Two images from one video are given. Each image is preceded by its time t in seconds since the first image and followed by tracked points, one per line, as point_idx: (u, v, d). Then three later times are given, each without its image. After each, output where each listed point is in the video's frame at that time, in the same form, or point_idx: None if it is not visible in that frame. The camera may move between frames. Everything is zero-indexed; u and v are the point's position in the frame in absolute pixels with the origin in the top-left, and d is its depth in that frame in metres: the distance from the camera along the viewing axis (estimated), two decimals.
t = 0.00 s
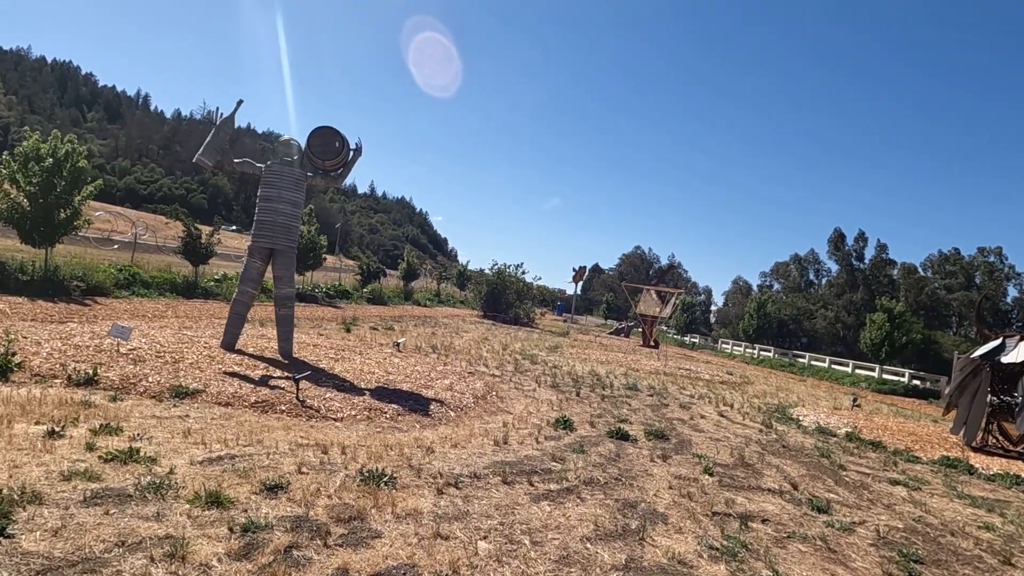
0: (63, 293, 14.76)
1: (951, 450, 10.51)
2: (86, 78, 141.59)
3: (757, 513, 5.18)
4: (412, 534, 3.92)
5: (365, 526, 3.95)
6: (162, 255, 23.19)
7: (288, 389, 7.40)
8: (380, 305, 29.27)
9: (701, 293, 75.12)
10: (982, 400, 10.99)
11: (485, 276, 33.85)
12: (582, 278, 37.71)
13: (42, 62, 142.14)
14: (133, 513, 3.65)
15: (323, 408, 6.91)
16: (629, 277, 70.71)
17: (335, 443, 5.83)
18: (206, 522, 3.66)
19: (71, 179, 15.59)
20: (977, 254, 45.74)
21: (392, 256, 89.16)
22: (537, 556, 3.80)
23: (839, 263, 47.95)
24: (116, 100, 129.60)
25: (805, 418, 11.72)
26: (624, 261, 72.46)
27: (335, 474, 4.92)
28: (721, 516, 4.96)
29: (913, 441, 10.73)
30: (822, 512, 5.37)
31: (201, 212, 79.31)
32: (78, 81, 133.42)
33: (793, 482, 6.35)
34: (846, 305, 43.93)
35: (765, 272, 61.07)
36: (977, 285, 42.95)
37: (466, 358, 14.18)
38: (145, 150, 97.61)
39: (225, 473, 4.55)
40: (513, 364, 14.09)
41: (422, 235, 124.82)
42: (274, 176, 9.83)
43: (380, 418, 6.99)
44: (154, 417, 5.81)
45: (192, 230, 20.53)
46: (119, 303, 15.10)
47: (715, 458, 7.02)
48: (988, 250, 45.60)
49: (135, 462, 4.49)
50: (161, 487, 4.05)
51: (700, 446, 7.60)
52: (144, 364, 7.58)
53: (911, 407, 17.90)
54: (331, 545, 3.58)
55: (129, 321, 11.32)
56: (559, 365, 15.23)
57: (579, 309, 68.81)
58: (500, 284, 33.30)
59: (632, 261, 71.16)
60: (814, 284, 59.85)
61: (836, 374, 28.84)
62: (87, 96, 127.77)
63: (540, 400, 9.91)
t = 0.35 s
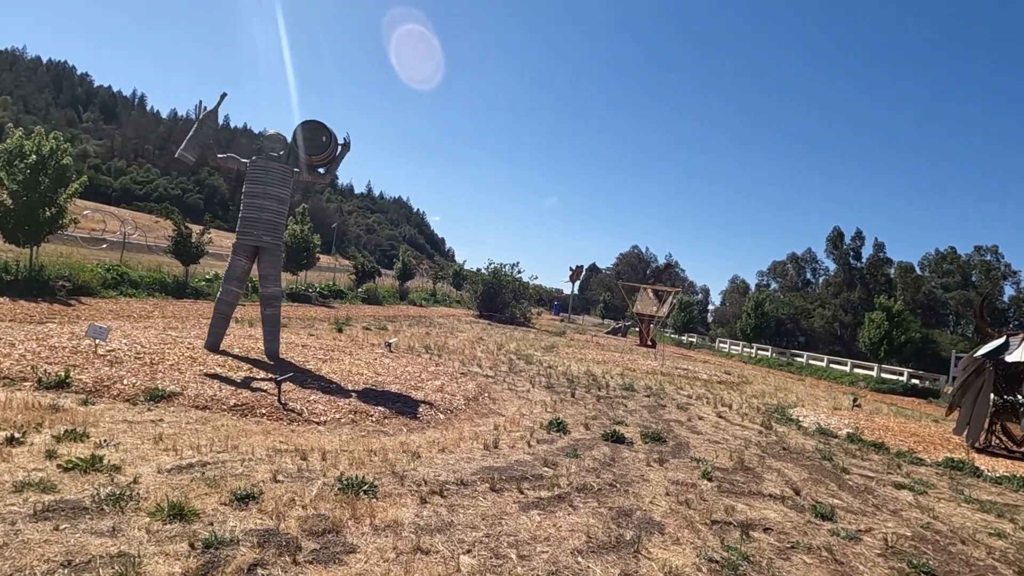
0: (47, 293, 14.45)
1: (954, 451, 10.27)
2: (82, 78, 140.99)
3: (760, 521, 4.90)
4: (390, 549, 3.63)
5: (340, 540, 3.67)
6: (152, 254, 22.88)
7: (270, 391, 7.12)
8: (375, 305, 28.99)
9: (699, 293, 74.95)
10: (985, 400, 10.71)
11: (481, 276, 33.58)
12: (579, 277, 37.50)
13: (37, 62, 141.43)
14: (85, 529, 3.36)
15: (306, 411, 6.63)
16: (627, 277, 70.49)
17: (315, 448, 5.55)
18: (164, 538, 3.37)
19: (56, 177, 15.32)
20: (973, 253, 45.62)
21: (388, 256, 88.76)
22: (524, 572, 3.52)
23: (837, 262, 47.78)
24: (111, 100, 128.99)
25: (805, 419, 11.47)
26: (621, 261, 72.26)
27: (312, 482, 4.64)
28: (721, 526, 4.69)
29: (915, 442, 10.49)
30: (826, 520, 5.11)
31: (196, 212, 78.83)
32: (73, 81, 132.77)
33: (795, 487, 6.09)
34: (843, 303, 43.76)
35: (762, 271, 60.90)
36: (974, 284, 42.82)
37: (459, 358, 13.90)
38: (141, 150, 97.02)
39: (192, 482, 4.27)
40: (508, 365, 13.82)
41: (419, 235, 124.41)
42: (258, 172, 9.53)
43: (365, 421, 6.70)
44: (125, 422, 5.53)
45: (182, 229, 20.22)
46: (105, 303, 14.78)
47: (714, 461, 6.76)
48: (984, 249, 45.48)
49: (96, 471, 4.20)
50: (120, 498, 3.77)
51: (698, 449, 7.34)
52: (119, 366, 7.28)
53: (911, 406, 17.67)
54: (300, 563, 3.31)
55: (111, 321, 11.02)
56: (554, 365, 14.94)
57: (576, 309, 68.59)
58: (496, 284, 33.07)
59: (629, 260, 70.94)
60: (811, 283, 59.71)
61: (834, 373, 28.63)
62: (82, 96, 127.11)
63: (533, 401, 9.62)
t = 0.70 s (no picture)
0: (34, 293, 14.12)
1: (962, 451, 10.05)
2: (78, 78, 140.18)
3: (772, 531, 4.63)
4: (379, 566, 3.36)
5: (324, 556, 3.40)
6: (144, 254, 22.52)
7: (257, 393, 6.82)
8: (371, 304, 28.69)
9: (696, 291, 74.84)
10: (993, 398, 10.49)
11: (477, 274, 33.27)
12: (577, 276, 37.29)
13: (31, 62, 140.54)
14: (43, 547, 3.07)
15: (295, 414, 6.35)
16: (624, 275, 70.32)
17: (302, 453, 5.28)
18: (131, 557, 3.09)
19: (42, 174, 15.00)
20: (970, 251, 45.54)
21: (385, 256, 88.40)
22: None
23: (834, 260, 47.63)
24: (106, 100, 128.22)
25: (809, 419, 11.22)
26: (618, 260, 72.07)
27: (297, 492, 4.35)
28: (731, 536, 4.43)
29: (921, 442, 10.26)
30: (842, 528, 4.85)
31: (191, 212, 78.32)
32: (67, 80, 131.93)
33: (805, 492, 5.83)
34: (841, 301, 43.67)
35: (759, 269, 60.81)
36: (971, 281, 42.72)
37: (455, 358, 13.62)
38: (137, 150, 96.47)
39: (168, 493, 3.99)
40: (504, 364, 13.55)
41: (416, 235, 123.99)
42: (247, 167, 9.23)
43: (356, 424, 6.44)
44: (101, 427, 5.23)
45: (173, 228, 19.88)
46: (92, 303, 14.43)
47: (719, 465, 6.50)
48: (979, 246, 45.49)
49: (63, 481, 3.91)
50: (86, 511, 3.48)
51: (702, 451, 7.09)
52: (99, 368, 6.97)
53: (914, 406, 17.43)
54: None
55: (96, 321, 10.70)
56: (552, 364, 14.68)
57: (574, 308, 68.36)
58: (493, 282, 32.77)
59: (627, 259, 70.74)
60: (808, 281, 59.57)
61: (833, 372, 28.44)
62: (76, 96, 126.34)
63: (531, 402, 9.34)
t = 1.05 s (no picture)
0: (22, 298, 13.79)
1: (973, 456, 9.78)
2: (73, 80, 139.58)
3: (790, 551, 4.35)
4: None
5: None
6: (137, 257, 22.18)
7: (246, 403, 6.53)
8: (368, 306, 28.37)
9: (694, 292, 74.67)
10: (1004, 402, 10.19)
11: (475, 276, 32.96)
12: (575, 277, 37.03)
13: (26, 64, 139.88)
14: None
15: (285, 426, 6.05)
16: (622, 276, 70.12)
17: (291, 468, 4.99)
18: None
19: (30, 176, 14.66)
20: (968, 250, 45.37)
21: (382, 257, 88.05)
22: None
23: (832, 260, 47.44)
24: (102, 102, 127.67)
25: (815, 424, 10.95)
26: (616, 260, 71.87)
27: (284, 513, 4.07)
28: (748, 558, 4.14)
29: (930, 447, 9.99)
30: (863, 546, 4.58)
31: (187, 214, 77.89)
32: (63, 82, 131.36)
33: (820, 505, 5.56)
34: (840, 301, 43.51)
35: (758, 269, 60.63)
36: (969, 280, 42.54)
37: (453, 361, 13.33)
38: (133, 152, 96.00)
39: (143, 517, 3.69)
40: (503, 368, 13.27)
41: (414, 236, 123.62)
42: (237, 167, 8.94)
43: (350, 435, 6.15)
44: (77, 442, 4.93)
45: (166, 230, 19.53)
46: (81, 307, 14.09)
47: (729, 476, 6.22)
48: (977, 246, 45.37)
49: (29, 505, 3.62)
50: (50, 541, 3.19)
51: (710, 461, 6.81)
52: (80, 378, 6.66)
53: (918, 407, 17.18)
54: None
55: (83, 327, 10.38)
56: (552, 368, 14.39)
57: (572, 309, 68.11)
58: (491, 284, 32.47)
59: (625, 259, 70.53)
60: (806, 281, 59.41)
61: (835, 372, 28.21)
62: (72, 98, 125.78)
63: (531, 408, 9.05)
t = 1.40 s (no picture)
0: (14, 300, 13.53)
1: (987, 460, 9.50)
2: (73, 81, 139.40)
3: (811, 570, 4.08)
4: None
5: None
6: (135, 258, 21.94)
7: (237, 410, 6.27)
8: (367, 307, 28.09)
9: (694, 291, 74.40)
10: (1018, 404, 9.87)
11: (475, 276, 32.66)
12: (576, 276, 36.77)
13: (26, 65, 139.74)
14: None
15: (277, 434, 5.79)
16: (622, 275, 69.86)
17: (281, 481, 4.73)
18: None
19: (22, 176, 14.38)
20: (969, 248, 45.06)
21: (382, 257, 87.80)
22: None
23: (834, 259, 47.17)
24: (102, 103, 127.47)
25: (824, 427, 10.67)
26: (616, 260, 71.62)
27: (272, 531, 3.80)
28: None
29: (942, 451, 9.72)
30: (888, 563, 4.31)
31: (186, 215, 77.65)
32: (63, 83, 131.25)
33: (837, 517, 5.29)
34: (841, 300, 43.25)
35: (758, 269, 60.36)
36: (970, 279, 42.20)
37: (453, 364, 13.06)
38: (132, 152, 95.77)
39: (118, 538, 3.42)
40: (504, 370, 13.00)
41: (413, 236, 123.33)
42: (230, 165, 8.68)
43: (345, 444, 5.88)
44: (55, 454, 4.66)
45: (162, 231, 19.26)
46: (73, 309, 13.83)
47: (741, 485, 5.95)
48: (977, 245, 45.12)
49: None
50: (14, 569, 2.92)
51: (720, 468, 6.54)
52: (64, 384, 6.40)
53: (924, 408, 16.90)
54: None
55: (73, 330, 10.12)
56: (553, 370, 14.12)
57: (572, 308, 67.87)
58: (491, 284, 32.17)
59: (625, 259, 70.25)
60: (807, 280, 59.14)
61: (838, 372, 27.95)
62: (71, 99, 125.57)
63: (533, 413, 8.78)
